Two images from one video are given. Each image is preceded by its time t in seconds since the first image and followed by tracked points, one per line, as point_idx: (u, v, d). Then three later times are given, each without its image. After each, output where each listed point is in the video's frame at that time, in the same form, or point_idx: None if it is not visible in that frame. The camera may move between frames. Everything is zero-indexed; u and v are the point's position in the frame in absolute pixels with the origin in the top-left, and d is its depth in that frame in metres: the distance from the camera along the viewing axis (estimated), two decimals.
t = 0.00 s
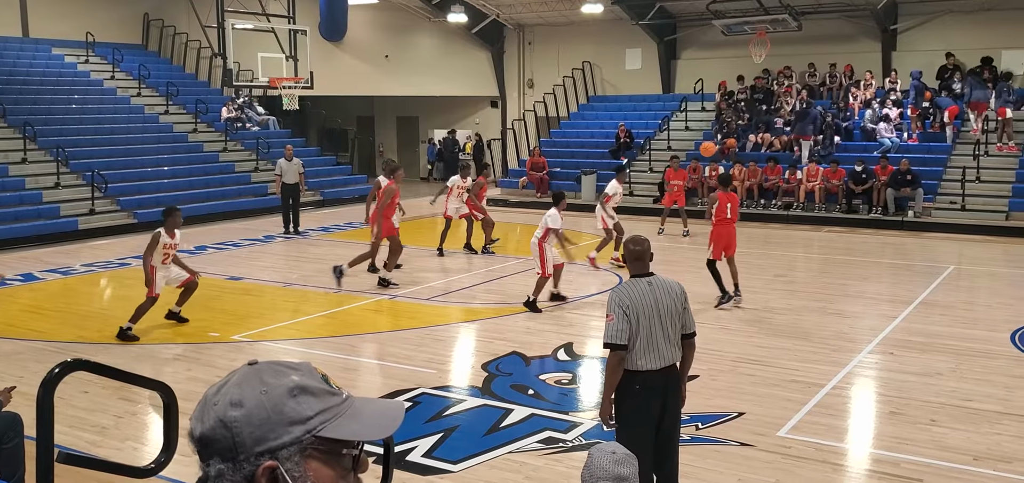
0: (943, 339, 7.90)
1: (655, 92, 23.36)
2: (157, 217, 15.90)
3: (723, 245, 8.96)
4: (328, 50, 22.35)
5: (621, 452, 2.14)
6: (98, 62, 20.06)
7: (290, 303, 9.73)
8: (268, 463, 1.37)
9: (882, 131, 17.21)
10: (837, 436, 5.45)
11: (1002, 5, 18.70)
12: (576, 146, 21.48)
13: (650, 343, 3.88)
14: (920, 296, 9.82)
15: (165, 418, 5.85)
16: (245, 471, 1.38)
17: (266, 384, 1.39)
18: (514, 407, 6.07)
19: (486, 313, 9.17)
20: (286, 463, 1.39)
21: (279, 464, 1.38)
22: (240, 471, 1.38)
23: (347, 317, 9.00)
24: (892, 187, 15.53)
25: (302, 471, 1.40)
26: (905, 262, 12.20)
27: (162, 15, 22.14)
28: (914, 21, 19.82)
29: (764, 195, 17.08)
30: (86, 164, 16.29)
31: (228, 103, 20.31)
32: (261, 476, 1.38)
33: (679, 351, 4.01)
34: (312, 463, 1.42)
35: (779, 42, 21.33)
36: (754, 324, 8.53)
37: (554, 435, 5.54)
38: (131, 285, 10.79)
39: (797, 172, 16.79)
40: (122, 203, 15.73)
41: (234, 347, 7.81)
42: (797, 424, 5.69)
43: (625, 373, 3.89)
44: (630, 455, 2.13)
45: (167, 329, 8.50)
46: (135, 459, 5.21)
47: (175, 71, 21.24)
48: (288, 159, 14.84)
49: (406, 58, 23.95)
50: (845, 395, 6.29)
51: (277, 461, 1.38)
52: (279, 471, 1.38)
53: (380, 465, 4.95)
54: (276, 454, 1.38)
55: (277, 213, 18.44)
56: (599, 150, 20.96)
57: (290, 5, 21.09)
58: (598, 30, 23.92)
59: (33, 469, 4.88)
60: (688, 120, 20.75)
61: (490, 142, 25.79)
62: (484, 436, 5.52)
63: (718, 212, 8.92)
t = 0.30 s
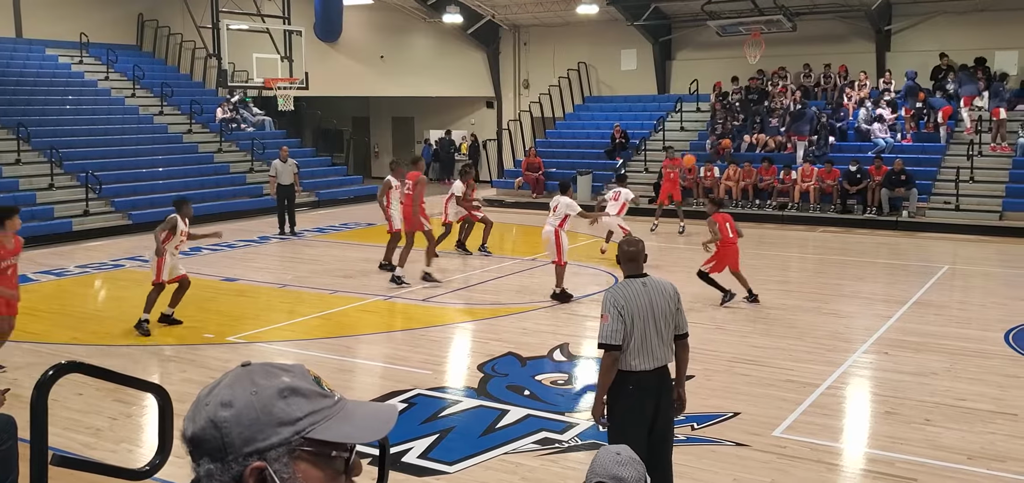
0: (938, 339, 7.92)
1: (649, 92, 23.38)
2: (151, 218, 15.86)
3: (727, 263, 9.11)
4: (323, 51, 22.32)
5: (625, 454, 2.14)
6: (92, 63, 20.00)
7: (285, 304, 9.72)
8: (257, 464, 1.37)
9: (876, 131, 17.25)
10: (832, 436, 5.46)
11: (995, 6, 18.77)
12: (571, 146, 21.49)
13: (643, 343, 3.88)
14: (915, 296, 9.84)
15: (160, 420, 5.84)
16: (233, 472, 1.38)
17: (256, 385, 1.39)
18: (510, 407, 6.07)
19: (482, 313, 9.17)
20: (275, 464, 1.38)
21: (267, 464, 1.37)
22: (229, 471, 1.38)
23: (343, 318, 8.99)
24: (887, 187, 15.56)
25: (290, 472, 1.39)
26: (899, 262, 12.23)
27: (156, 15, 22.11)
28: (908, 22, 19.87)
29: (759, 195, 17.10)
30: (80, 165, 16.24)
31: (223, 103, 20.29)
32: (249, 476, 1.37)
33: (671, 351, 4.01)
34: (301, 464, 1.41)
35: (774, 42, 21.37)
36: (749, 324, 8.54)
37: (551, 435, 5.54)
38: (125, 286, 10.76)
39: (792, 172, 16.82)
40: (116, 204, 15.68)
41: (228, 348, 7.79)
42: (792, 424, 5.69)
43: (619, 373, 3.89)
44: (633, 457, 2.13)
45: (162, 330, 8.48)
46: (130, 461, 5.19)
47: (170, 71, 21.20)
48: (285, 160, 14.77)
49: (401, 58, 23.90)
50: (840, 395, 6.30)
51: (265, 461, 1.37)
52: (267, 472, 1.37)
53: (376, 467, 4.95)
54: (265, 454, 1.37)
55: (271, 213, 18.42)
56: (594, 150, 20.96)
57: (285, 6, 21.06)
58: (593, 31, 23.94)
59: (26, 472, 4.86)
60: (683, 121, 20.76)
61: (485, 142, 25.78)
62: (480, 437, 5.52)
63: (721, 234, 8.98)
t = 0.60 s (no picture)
0: (935, 339, 7.92)
1: (647, 93, 23.39)
2: (148, 219, 15.84)
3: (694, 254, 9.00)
4: (320, 51, 22.29)
5: (623, 453, 2.13)
6: (89, 63, 19.96)
7: (282, 305, 9.71)
8: (255, 466, 1.36)
9: (873, 131, 17.27)
10: (829, 436, 5.46)
11: (991, 5, 18.81)
12: (568, 146, 21.49)
13: (634, 344, 3.88)
14: (912, 296, 9.84)
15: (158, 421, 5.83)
16: (231, 474, 1.37)
17: (252, 387, 1.39)
18: (509, 408, 6.07)
19: (479, 314, 9.16)
20: (273, 465, 1.37)
21: (266, 466, 1.37)
22: (226, 474, 1.37)
23: (340, 318, 8.98)
24: (884, 187, 15.55)
25: (288, 474, 1.39)
26: (896, 262, 12.24)
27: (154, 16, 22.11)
28: (905, 22, 19.90)
29: (756, 195, 17.12)
30: (77, 166, 16.21)
31: (220, 104, 20.28)
32: (248, 477, 1.37)
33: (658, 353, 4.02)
34: (299, 466, 1.40)
35: (772, 43, 21.39)
36: (746, 324, 8.54)
37: (548, 436, 5.53)
38: (123, 287, 10.75)
39: (789, 172, 16.83)
40: (113, 205, 15.66)
41: (225, 349, 7.78)
42: (790, 424, 5.69)
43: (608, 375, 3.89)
44: (631, 456, 2.13)
45: (159, 331, 8.46)
46: (128, 462, 5.18)
47: (167, 72, 21.17)
48: (286, 161, 14.76)
49: (398, 59, 23.89)
50: (838, 395, 6.30)
51: (263, 463, 1.37)
52: (266, 473, 1.37)
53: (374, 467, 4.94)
54: (263, 456, 1.37)
55: (269, 214, 18.41)
56: (591, 150, 20.95)
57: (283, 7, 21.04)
58: (591, 31, 23.95)
59: (23, 473, 4.85)
60: (680, 121, 20.76)
61: (483, 143, 25.78)
62: (478, 437, 5.51)
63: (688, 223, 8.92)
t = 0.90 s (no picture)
0: (932, 340, 7.92)
1: (644, 94, 23.40)
2: (146, 220, 15.81)
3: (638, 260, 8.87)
4: (318, 53, 22.27)
5: (612, 453, 2.13)
6: (86, 65, 19.92)
7: (280, 306, 9.69)
8: (256, 468, 1.35)
9: (871, 132, 17.28)
10: (827, 437, 5.45)
11: (989, 6, 18.81)
12: (566, 147, 21.48)
13: (617, 344, 3.87)
14: (910, 296, 9.84)
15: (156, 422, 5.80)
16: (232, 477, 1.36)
17: (253, 390, 1.37)
18: (506, 409, 6.05)
19: (477, 315, 9.15)
20: (274, 468, 1.36)
21: (267, 469, 1.35)
22: (228, 477, 1.36)
23: (338, 320, 8.96)
24: (881, 188, 15.53)
25: (290, 476, 1.38)
26: (893, 262, 12.25)
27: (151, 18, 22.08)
28: (903, 22, 19.89)
29: (754, 196, 17.14)
30: (75, 168, 16.18)
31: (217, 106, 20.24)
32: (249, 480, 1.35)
33: (643, 353, 4.00)
34: (301, 467, 1.39)
35: (769, 43, 21.41)
36: (743, 325, 8.54)
37: (546, 437, 5.52)
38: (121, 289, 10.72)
39: (787, 173, 16.83)
40: (111, 207, 15.63)
41: (222, 351, 7.77)
42: (787, 425, 5.68)
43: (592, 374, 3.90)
44: (621, 456, 2.13)
45: (157, 333, 8.44)
46: (126, 464, 5.16)
47: (164, 74, 21.15)
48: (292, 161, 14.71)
49: (396, 60, 23.88)
50: (835, 396, 6.29)
51: (264, 466, 1.35)
52: (267, 476, 1.35)
53: (372, 469, 4.92)
54: (264, 459, 1.36)
55: (267, 215, 18.39)
56: (589, 151, 20.94)
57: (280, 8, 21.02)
58: (588, 33, 23.96)
59: (21, 476, 4.82)
60: (677, 122, 20.77)
61: (480, 144, 25.77)
62: (476, 439, 5.49)
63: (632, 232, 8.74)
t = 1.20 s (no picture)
0: (929, 340, 7.93)
1: (642, 95, 23.41)
2: (143, 222, 15.78)
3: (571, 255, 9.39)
4: (315, 54, 22.28)
5: (602, 455, 2.14)
6: (83, 66, 19.91)
7: (277, 308, 9.68)
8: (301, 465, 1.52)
9: (868, 133, 17.30)
10: (825, 438, 5.46)
11: (985, 7, 18.87)
12: (563, 148, 21.49)
13: (594, 339, 3.91)
14: (907, 297, 9.86)
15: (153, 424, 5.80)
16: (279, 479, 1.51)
17: (278, 393, 1.53)
18: (504, 410, 6.05)
19: (475, 316, 9.15)
20: (308, 460, 1.55)
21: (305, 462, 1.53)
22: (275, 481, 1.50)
23: (335, 321, 8.96)
24: (878, 189, 15.56)
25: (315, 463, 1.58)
26: (890, 263, 12.28)
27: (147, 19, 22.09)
28: (900, 23, 19.93)
29: (751, 197, 17.19)
30: (71, 169, 16.16)
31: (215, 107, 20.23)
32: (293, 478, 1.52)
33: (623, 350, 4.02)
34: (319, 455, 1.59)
35: (765, 44, 21.46)
36: (741, 326, 8.54)
37: (544, 438, 5.52)
38: (118, 290, 10.71)
39: (783, 174, 16.85)
40: (107, 208, 15.60)
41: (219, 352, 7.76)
42: (785, 426, 5.68)
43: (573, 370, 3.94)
44: (610, 458, 2.14)
45: (154, 335, 8.43)
46: (123, 466, 5.15)
47: (161, 75, 21.12)
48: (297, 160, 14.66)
49: (393, 61, 23.88)
50: (833, 397, 6.30)
51: (304, 460, 1.53)
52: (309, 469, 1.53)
53: (369, 470, 4.91)
54: (303, 454, 1.53)
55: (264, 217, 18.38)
56: (586, 152, 20.96)
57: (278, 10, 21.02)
58: (585, 34, 23.98)
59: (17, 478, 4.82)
60: (674, 122, 20.79)
61: (477, 145, 25.79)
62: (473, 440, 5.50)
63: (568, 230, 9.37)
